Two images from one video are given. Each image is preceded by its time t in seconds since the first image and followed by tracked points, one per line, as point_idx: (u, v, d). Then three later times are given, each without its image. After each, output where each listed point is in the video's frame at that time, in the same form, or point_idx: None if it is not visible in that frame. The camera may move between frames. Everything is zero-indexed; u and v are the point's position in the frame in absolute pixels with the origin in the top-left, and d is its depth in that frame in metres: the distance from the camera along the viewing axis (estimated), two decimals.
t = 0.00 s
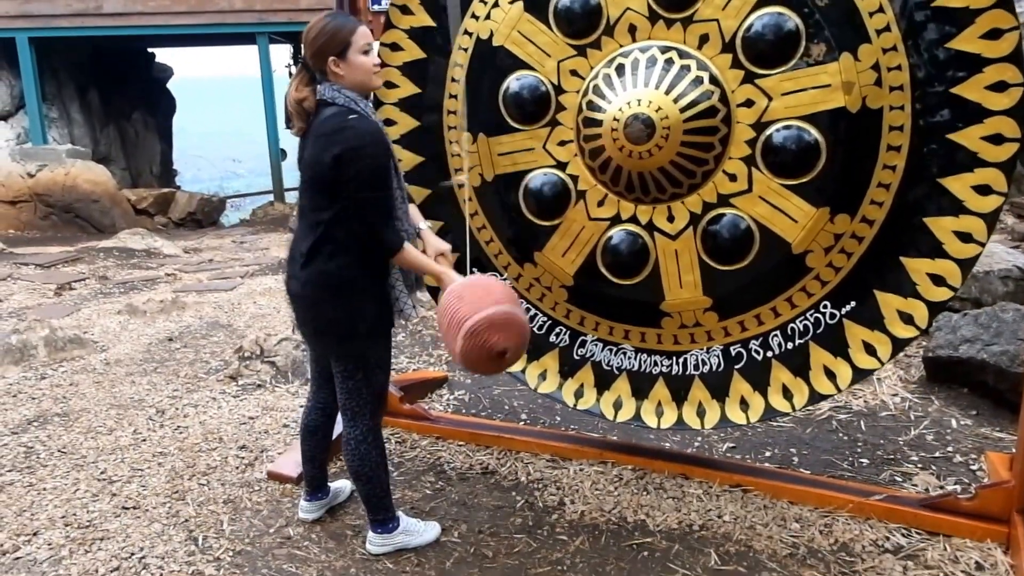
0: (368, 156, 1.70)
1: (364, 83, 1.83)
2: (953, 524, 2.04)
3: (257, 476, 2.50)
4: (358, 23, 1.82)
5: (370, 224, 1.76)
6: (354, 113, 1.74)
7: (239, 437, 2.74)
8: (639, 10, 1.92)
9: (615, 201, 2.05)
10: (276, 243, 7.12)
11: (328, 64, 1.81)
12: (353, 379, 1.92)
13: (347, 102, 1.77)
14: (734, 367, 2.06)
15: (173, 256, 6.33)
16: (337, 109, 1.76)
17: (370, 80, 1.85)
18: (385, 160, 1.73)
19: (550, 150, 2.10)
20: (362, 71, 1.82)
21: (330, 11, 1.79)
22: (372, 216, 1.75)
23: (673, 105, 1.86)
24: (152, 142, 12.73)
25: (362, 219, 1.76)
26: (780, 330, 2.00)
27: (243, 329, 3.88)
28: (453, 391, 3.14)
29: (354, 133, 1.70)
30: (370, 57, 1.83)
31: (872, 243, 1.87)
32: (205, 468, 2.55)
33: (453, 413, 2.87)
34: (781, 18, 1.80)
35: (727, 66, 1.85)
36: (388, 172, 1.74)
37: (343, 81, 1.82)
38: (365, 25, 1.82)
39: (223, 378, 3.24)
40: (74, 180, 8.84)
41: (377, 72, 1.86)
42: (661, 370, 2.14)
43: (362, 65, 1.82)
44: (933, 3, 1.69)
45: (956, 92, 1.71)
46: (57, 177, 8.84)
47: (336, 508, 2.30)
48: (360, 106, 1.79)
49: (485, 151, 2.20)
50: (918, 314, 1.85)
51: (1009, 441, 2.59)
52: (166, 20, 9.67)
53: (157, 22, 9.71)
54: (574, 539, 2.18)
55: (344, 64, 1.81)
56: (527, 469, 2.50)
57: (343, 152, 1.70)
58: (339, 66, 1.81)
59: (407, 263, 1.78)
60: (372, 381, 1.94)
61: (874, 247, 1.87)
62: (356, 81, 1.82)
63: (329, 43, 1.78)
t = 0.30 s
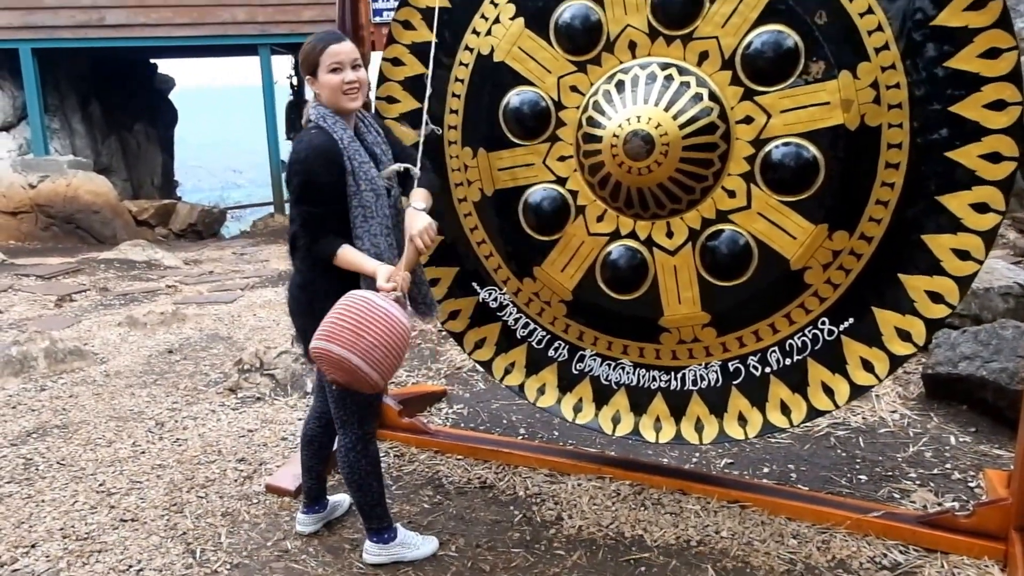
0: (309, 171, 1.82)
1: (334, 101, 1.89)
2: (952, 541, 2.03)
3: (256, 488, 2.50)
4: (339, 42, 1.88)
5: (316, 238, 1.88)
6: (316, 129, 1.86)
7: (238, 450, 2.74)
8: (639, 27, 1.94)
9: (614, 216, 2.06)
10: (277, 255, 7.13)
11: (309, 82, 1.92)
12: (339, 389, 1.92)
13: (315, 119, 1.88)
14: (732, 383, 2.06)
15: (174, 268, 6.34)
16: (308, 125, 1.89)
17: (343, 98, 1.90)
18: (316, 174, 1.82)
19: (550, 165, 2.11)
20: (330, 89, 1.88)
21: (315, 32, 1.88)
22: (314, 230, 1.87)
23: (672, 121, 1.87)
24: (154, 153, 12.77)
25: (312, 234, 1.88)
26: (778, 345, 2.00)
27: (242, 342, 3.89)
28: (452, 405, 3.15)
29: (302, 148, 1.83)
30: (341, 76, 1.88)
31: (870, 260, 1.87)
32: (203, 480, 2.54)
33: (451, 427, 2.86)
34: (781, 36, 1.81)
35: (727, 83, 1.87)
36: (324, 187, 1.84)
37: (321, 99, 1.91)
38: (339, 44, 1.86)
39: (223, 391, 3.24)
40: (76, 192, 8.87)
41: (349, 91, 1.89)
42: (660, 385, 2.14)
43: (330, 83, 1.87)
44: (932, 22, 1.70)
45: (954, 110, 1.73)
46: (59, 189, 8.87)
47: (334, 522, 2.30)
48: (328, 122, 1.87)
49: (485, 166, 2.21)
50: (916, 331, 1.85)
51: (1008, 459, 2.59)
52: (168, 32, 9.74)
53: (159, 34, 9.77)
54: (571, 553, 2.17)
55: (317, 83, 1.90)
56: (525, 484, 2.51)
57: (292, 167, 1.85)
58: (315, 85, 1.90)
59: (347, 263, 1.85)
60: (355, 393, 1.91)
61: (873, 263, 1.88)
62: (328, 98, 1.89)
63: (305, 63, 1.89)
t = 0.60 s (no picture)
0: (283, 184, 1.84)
1: (306, 118, 1.91)
2: (949, 556, 2.02)
3: (254, 500, 2.50)
4: (313, 62, 1.91)
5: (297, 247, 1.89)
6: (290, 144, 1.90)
7: (236, 461, 2.75)
8: (639, 43, 1.95)
9: (614, 230, 2.08)
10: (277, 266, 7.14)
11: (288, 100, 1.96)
12: (336, 400, 1.95)
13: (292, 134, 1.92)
14: (730, 397, 2.07)
15: (174, 278, 6.36)
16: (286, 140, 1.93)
17: (315, 116, 1.91)
18: (290, 184, 1.84)
19: (550, 180, 2.12)
20: (302, 106, 1.90)
21: (293, 52, 1.93)
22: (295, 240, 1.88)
23: (670, 137, 1.89)
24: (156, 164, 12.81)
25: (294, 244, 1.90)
26: (776, 360, 2.01)
27: (242, 353, 3.89)
28: (450, 418, 3.15)
29: (276, 161, 1.86)
30: (313, 93, 1.90)
31: (868, 275, 1.88)
32: (201, 492, 2.55)
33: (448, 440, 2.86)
34: (779, 54, 1.83)
35: (726, 99, 1.89)
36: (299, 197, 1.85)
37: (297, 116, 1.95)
38: (312, 63, 1.90)
39: (222, 402, 3.25)
40: (78, 202, 8.90)
41: (322, 107, 1.91)
42: (658, 399, 2.15)
43: (303, 101, 1.90)
44: (928, 41, 1.72)
45: (951, 128, 1.74)
46: (60, 198, 8.90)
47: (332, 534, 2.30)
48: (301, 139, 1.90)
49: (485, 180, 2.23)
50: (913, 347, 1.85)
51: (1006, 475, 2.59)
52: (171, 43, 9.79)
53: (163, 46, 9.83)
54: (568, 567, 2.17)
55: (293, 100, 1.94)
56: (523, 497, 2.52)
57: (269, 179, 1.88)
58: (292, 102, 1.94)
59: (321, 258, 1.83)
60: (349, 405, 1.94)
61: (870, 279, 1.88)
62: (301, 116, 1.92)
63: (284, 81, 1.94)
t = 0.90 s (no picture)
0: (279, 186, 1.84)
1: (312, 125, 1.93)
2: (946, 569, 2.02)
3: (252, 509, 2.50)
4: (322, 71, 1.94)
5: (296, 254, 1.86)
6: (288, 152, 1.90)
7: (235, 469, 2.75)
8: (639, 57, 1.97)
9: (613, 241, 2.09)
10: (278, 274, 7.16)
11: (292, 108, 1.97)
12: (336, 411, 1.96)
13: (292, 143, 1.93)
14: (728, 408, 2.07)
15: (175, 286, 6.38)
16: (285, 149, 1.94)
17: (321, 125, 1.93)
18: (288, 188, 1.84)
19: (550, 191, 2.14)
20: (309, 114, 1.92)
21: (301, 61, 1.95)
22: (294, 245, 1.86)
23: (669, 150, 1.91)
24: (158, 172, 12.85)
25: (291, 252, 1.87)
26: (774, 372, 2.02)
27: (242, 361, 3.91)
28: (449, 427, 3.16)
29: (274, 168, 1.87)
30: (322, 101, 1.92)
31: (865, 287, 1.89)
32: (200, 500, 2.55)
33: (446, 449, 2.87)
34: (777, 68, 1.84)
35: (724, 113, 1.90)
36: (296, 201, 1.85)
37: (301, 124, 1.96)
38: (322, 72, 1.92)
39: (221, 410, 3.26)
40: (80, 209, 8.93)
41: (329, 116, 1.93)
42: (656, 410, 2.15)
43: (310, 108, 1.92)
44: (925, 57, 1.73)
45: (947, 143, 1.75)
46: (62, 205, 8.93)
47: (329, 543, 2.30)
48: (301, 149, 1.91)
49: (485, 191, 2.24)
50: (910, 359, 1.85)
51: (1003, 488, 2.59)
52: (175, 52, 9.84)
53: (166, 54, 9.88)
54: None
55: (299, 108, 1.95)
56: (520, 507, 2.52)
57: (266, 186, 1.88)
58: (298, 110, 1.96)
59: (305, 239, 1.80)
60: (350, 416, 1.95)
61: (867, 291, 1.89)
62: (307, 123, 1.93)
63: (290, 89, 1.95)
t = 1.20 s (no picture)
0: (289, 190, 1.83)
1: (325, 134, 1.93)
2: None
3: (250, 514, 2.51)
4: (340, 82, 1.95)
5: (293, 260, 1.89)
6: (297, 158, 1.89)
7: (234, 475, 2.76)
8: (638, 67, 1.98)
9: (611, 250, 2.10)
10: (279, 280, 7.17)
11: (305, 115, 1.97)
12: (330, 417, 1.97)
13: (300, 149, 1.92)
14: (725, 416, 2.08)
15: (176, 291, 6.39)
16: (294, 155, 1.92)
17: (335, 134, 1.93)
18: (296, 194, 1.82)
19: (549, 199, 2.15)
20: (325, 122, 1.92)
21: (318, 70, 1.96)
22: (291, 252, 1.88)
23: (668, 159, 1.92)
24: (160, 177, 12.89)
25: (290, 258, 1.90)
26: (771, 380, 2.02)
27: (242, 367, 3.92)
28: (448, 434, 3.17)
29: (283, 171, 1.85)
30: (339, 111, 1.93)
31: (862, 297, 1.90)
32: (198, 505, 2.56)
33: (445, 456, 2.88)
34: (775, 79, 1.85)
35: (722, 123, 1.91)
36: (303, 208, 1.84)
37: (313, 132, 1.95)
38: (340, 83, 1.94)
39: (221, 415, 3.27)
40: (82, 214, 8.95)
41: (344, 126, 1.93)
42: (654, 418, 2.16)
43: (327, 116, 1.92)
44: (922, 69, 1.75)
45: (943, 154, 1.77)
46: (64, 209, 8.96)
47: (327, 549, 2.30)
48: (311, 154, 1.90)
49: (485, 199, 2.25)
50: (906, 368, 1.86)
51: (1001, 498, 2.60)
52: (178, 57, 9.88)
53: (169, 59, 9.92)
54: None
55: (313, 116, 1.95)
56: (518, 514, 2.53)
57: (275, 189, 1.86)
58: (311, 117, 1.95)
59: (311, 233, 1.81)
60: (343, 422, 1.96)
61: (865, 300, 1.90)
62: (322, 132, 1.93)
63: (305, 96, 1.95)
